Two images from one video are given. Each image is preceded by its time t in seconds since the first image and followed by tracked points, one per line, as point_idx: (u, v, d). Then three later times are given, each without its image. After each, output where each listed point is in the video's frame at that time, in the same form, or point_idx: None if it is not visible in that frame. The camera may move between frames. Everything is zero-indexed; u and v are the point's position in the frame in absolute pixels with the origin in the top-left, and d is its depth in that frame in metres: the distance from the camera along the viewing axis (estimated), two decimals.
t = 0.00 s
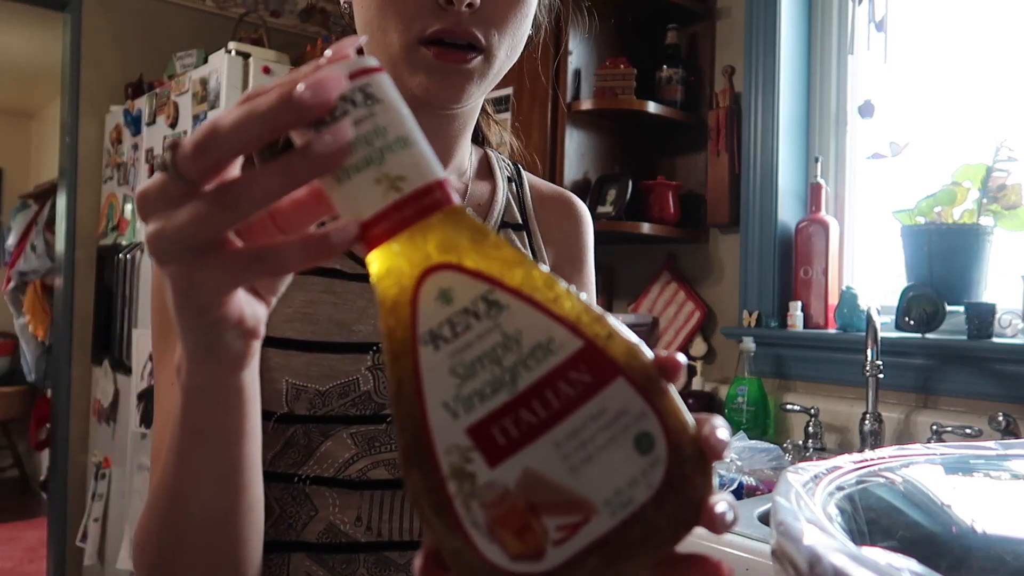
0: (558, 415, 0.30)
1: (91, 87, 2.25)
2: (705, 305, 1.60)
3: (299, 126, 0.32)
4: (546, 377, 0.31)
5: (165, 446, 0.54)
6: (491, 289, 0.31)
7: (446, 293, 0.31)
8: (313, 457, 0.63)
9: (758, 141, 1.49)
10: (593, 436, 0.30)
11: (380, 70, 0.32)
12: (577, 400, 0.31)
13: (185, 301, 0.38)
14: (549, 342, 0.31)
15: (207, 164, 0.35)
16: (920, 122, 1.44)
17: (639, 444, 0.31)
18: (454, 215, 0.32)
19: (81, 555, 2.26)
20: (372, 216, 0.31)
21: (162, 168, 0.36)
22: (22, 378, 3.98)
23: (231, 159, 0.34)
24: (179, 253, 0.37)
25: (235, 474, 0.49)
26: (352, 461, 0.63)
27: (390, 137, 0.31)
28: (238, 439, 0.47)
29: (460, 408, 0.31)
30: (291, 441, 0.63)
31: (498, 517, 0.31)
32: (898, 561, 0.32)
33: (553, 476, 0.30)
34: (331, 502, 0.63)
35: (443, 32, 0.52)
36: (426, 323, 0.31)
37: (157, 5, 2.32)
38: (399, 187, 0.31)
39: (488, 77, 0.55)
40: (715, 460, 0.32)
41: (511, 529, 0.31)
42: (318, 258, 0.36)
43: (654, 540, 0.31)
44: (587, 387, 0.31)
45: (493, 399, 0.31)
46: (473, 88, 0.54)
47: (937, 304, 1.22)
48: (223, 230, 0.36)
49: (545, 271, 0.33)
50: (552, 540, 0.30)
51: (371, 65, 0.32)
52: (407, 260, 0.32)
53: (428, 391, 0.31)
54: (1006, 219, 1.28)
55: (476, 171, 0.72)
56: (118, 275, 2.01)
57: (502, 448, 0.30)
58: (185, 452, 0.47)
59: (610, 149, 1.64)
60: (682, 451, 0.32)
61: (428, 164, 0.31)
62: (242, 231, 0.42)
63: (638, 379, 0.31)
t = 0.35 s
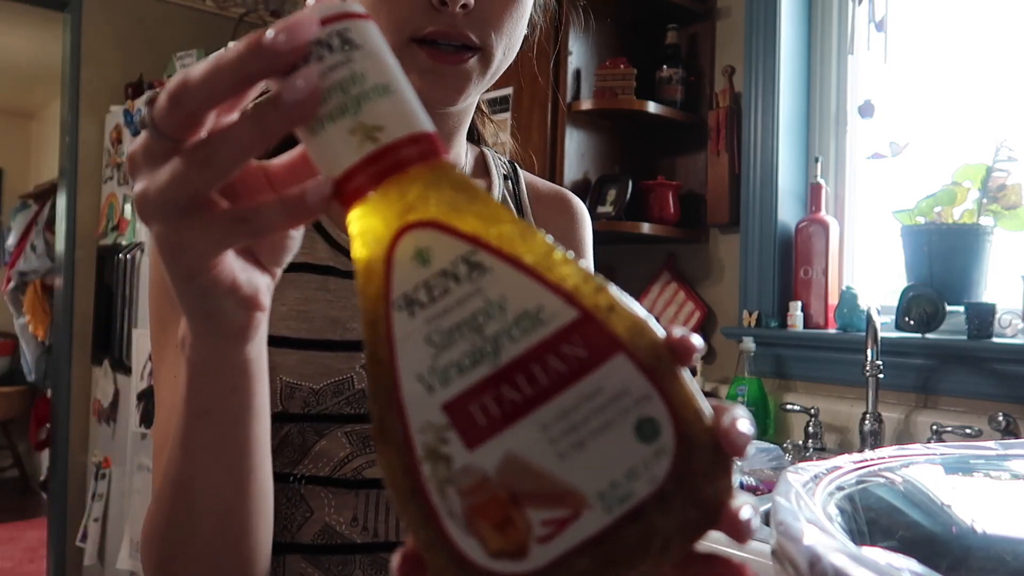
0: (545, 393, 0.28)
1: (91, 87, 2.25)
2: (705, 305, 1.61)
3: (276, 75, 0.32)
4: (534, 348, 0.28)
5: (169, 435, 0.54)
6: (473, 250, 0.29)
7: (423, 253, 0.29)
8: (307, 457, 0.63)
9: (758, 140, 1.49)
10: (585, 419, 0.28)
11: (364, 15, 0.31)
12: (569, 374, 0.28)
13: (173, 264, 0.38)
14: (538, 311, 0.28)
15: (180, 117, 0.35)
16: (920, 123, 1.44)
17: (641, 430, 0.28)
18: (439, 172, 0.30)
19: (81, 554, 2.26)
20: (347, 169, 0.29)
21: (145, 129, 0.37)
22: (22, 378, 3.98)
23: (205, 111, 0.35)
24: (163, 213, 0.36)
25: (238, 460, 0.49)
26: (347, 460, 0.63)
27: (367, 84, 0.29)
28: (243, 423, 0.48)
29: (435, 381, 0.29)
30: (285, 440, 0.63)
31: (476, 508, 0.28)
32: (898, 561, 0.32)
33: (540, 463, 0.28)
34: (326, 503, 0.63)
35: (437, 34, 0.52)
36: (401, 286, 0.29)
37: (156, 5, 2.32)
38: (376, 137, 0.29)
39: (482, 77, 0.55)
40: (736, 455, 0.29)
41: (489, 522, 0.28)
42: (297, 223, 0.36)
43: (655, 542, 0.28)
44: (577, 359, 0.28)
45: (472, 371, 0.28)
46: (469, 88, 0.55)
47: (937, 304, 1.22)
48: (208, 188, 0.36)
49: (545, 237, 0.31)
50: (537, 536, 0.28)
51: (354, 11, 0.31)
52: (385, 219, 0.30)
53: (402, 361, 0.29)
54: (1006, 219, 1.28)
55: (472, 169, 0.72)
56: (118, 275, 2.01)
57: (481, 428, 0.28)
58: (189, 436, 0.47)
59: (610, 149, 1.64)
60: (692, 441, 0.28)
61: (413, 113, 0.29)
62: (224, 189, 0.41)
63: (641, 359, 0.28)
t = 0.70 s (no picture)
0: (534, 406, 0.28)
1: (91, 87, 2.25)
2: (706, 305, 1.61)
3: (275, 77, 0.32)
4: (525, 358, 0.28)
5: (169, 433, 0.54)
6: (465, 258, 0.29)
7: (415, 260, 0.29)
8: (303, 464, 0.63)
9: (759, 140, 1.49)
10: (574, 433, 0.28)
11: (365, 18, 0.31)
12: (559, 385, 0.28)
13: (171, 265, 0.38)
14: (529, 322, 0.28)
15: (179, 118, 0.35)
16: (920, 123, 1.44)
17: (631, 447, 0.28)
18: (435, 179, 0.30)
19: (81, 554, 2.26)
20: (341, 172, 0.29)
21: (142, 131, 0.37)
22: (22, 378, 3.98)
23: (204, 112, 0.34)
24: (161, 214, 0.36)
25: (239, 461, 0.49)
26: (344, 466, 0.63)
27: (365, 88, 0.29)
28: (245, 424, 0.48)
29: (424, 390, 0.29)
30: (281, 447, 0.63)
31: (462, 520, 0.28)
32: (898, 561, 0.32)
33: (526, 477, 0.28)
34: (323, 510, 0.63)
35: (431, 30, 0.52)
36: (392, 292, 0.29)
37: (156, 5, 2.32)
38: (372, 142, 0.29)
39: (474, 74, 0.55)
40: (726, 475, 0.29)
41: (474, 535, 0.28)
42: (295, 226, 0.36)
43: (645, 557, 0.28)
44: (567, 371, 0.28)
45: (461, 381, 0.28)
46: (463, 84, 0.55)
47: (937, 304, 1.22)
48: (205, 188, 0.36)
49: (538, 248, 0.31)
50: (522, 552, 0.28)
51: (355, 15, 0.30)
52: (378, 224, 0.30)
53: (392, 368, 0.29)
54: (1006, 219, 1.28)
55: (468, 170, 0.72)
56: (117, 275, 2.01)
57: (469, 439, 0.28)
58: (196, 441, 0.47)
59: (610, 149, 1.64)
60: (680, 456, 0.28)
61: (411, 119, 0.29)
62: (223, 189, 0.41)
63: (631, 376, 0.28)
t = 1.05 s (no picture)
0: (520, 406, 0.28)
1: (91, 87, 2.25)
2: (705, 306, 1.61)
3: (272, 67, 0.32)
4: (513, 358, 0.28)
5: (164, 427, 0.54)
6: (456, 256, 0.29)
7: (406, 255, 0.29)
8: (301, 465, 0.63)
9: (759, 140, 1.49)
10: (560, 435, 0.28)
11: (364, 11, 0.30)
12: (547, 385, 0.28)
13: (163, 259, 0.38)
14: (519, 322, 0.28)
15: (176, 107, 0.35)
16: (920, 122, 1.44)
17: (616, 451, 0.28)
18: (430, 176, 0.30)
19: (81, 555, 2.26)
20: (335, 165, 0.29)
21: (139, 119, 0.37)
22: (22, 378, 3.98)
23: (199, 100, 0.34)
24: (155, 204, 0.36)
25: (236, 454, 0.49)
26: (341, 467, 0.63)
27: (362, 82, 0.29)
28: (242, 415, 0.48)
29: (410, 385, 0.28)
30: (278, 449, 0.63)
31: (445, 518, 0.28)
32: (898, 561, 0.31)
33: (511, 478, 0.28)
34: (320, 513, 0.63)
35: (429, 32, 0.52)
36: (381, 286, 0.29)
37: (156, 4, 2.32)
38: (367, 136, 0.28)
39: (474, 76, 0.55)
40: (711, 485, 0.29)
41: (456, 534, 0.28)
42: (287, 218, 0.36)
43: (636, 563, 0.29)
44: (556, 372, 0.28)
45: (448, 379, 0.28)
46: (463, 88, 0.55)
47: (937, 304, 1.22)
48: (194, 182, 0.35)
49: (529, 246, 0.31)
50: (502, 553, 0.28)
51: (356, 7, 0.30)
52: (370, 220, 0.29)
53: (379, 362, 0.29)
54: (1006, 219, 1.28)
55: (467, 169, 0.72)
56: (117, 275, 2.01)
57: (454, 437, 0.28)
58: (192, 427, 0.47)
59: (610, 149, 1.64)
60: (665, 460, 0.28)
61: (408, 114, 0.29)
62: (218, 181, 0.41)
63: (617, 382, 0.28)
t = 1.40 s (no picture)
0: (473, 436, 0.27)
1: (91, 87, 2.25)
2: (705, 305, 1.60)
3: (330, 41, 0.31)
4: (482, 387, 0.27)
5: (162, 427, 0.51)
6: (450, 278, 0.28)
7: (403, 265, 0.28)
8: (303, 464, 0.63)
9: (759, 141, 1.49)
10: (497, 473, 0.27)
11: (435, 19, 0.29)
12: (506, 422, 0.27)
13: (179, 222, 0.36)
14: (491, 357, 0.28)
15: (233, 65, 0.35)
16: (920, 123, 1.44)
17: (546, 504, 0.27)
18: (452, 196, 0.29)
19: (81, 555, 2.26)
20: (366, 159, 0.28)
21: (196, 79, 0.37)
22: (22, 378, 3.98)
23: (259, 62, 0.34)
24: (189, 160, 0.35)
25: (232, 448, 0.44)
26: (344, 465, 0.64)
27: (411, 87, 0.28)
28: (224, 404, 0.43)
29: (373, 387, 0.28)
30: (282, 448, 0.63)
31: (369, 519, 0.28)
32: (898, 561, 0.31)
33: (444, 502, 0.27)
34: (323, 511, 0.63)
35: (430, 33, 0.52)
36: (371, 286, 0.28)
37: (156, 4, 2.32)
38: (400, 141, 0.28)
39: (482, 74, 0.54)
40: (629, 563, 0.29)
41: (376, 536, 0.28)
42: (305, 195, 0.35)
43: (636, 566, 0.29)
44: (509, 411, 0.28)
45: (411, 392, 0.28)
46: (469, 85, 0.54)
47: (937, 304, 1.22)
48: (231, 140, 0.34)
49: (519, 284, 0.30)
50: (414, 567, 0.28)
51: (428, 13, 0.29)
52: (381, 220, 0.29)
53: (352, 358, 0.29)
54: (1006, 219, 1.28)
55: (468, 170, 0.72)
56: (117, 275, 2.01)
57: (400, 447, 0.28)
58: (174, 412, 0.43)
59: (610, 149, 1.64)
60: (592, 525, 0.28)
61: (447, 129, 0.28)
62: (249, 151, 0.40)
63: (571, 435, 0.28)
